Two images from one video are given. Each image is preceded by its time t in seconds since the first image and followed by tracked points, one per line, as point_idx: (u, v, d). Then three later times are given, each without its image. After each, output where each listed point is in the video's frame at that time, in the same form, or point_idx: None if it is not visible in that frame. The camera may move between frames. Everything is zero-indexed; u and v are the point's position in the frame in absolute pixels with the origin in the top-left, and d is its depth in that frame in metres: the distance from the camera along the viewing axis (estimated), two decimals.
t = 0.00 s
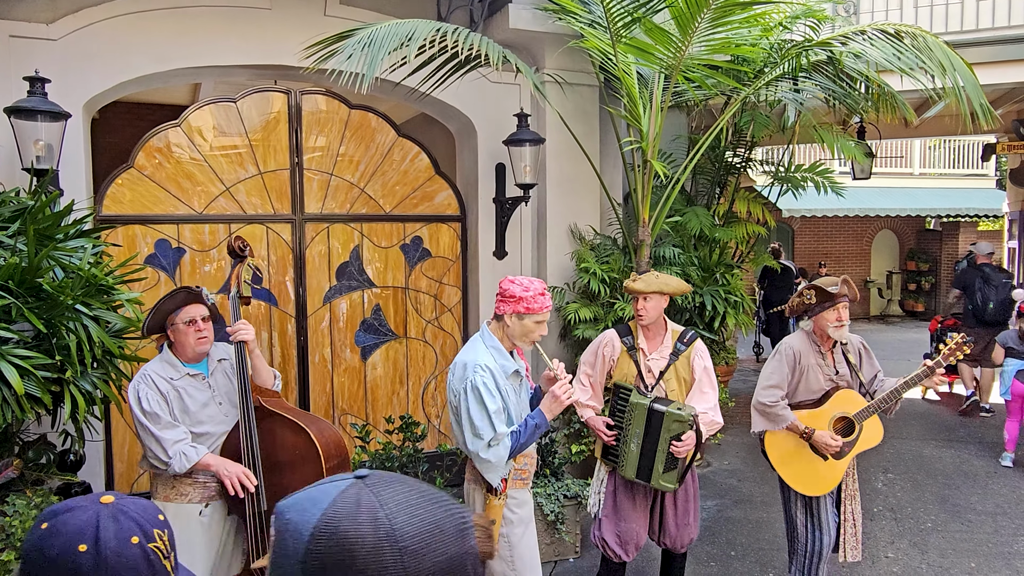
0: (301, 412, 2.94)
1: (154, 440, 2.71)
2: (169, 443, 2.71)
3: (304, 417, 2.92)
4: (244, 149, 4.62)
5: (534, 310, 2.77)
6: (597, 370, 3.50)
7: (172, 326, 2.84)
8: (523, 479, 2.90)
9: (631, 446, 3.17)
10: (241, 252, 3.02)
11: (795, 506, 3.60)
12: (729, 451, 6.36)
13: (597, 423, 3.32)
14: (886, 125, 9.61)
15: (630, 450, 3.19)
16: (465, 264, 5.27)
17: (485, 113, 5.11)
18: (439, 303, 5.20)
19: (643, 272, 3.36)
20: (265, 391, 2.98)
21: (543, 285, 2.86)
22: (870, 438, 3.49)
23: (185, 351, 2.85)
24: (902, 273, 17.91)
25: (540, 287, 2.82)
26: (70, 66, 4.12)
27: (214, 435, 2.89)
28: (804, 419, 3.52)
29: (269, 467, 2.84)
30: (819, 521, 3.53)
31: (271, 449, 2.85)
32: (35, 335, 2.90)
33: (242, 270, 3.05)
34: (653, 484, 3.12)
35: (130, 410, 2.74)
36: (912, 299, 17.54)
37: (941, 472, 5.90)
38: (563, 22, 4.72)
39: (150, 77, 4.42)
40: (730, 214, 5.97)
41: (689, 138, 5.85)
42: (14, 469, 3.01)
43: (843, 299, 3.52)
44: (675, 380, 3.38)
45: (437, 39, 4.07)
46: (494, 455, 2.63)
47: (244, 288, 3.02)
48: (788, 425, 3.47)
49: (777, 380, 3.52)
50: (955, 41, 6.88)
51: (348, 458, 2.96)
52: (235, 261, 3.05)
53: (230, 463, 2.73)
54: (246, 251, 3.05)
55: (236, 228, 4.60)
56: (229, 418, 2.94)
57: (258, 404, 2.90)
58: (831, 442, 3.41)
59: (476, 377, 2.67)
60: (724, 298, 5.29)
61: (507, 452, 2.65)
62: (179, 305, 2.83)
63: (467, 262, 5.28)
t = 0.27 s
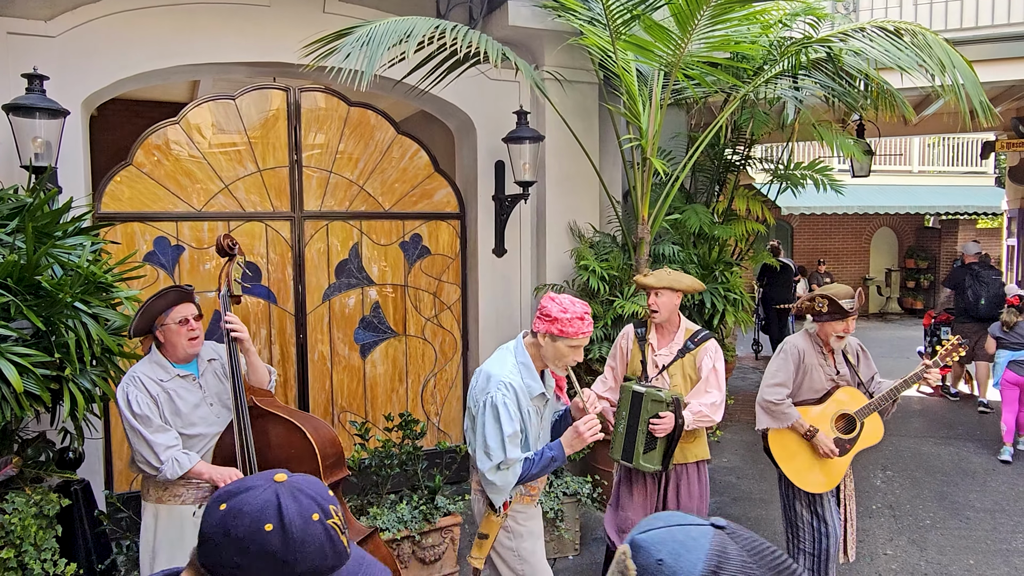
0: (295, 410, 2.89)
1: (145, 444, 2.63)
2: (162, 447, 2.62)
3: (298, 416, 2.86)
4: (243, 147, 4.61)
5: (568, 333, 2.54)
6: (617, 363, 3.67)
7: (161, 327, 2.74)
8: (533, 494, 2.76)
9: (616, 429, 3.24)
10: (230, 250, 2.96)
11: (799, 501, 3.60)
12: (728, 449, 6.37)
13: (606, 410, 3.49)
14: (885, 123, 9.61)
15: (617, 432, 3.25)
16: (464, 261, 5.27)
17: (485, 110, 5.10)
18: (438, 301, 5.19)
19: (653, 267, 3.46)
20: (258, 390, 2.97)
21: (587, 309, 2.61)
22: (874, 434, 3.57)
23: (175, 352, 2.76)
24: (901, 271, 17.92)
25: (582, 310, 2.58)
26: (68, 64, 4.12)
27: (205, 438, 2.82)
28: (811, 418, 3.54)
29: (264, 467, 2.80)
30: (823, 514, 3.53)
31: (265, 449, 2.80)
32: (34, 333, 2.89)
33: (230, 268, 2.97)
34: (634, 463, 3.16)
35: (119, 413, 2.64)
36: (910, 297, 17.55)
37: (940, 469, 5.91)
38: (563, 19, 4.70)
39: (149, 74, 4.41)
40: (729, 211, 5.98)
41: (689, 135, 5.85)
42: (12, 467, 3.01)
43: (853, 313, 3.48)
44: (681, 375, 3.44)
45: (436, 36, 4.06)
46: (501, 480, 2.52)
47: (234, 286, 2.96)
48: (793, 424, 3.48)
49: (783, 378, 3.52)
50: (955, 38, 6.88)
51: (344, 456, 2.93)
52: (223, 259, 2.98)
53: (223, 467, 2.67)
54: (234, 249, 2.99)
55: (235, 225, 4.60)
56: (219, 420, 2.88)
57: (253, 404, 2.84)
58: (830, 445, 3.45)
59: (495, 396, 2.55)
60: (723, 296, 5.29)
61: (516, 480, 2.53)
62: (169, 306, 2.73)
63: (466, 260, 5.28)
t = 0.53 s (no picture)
0: (290, 410, 2.88)
1: (139, 448, 2.62)
2: (156, 451, 2.61)
3: (294, 415, 2.86)
4: (242, 145, 4.61)
5: (571, 342, 2.36)
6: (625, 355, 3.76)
7: (155, 328, 2.72)
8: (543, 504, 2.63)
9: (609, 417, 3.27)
10: (221, 249, 2.96)
11: (795, 493, 3.63)
12: (728, 447, 6.38)
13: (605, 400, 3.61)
14: (884, 121, 9.61)
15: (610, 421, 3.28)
16: (463, 259, 5.27)
17: (484, 108, 5.10)
18: (437, 299, 5.19)
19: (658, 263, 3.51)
20: (254, 386, 2.97)
21: (597, 315, 2.40)
22: (870, 426, 3.66)
23: (171, 352, 2.75)
24: (900, 269, 17.92)
25: (589, 317, 2.39)
26: (67, 62, 4.11)
27: (201, 438, 2.81)
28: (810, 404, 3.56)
29: (261, 468, 2.79)
30: (818, 506, 3.57)
31: (261, 449, 2.80)
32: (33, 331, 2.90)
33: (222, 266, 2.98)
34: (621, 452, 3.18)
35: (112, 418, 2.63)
36: (909, 295, 17.56)
37: (939, 467, 5.91)
38: (561, 17, 4.69)
39: (147, 73, 4.40)
40: (728, 210, 5.98)
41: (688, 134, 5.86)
42: (12, 465, 3.01)
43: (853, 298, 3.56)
44: (678, 370, 3.50)
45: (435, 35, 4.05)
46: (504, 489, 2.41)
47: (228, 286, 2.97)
48: (797, 413, 3.48)
49: (786, 368, 3.53)
50: (953, 37, 6.88)
51: (340, 455, 2.93)
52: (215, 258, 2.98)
53: (220, 468, 2.67)
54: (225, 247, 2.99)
55: (235, 224, 4.59)
56: (214, 420, 2.87)
57: (248, 403, 2.82)
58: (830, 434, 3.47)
59: (500, 401, 2.48)
60: (722, 293, 5.30)
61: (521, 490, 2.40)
62: (162, 306, 2.71)
63: (466, 258, 5.28)
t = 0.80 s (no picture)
0: (286, 409, 2.87)
1: (124, 453, 2.60)
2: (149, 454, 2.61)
3: (291, 415, 2.85)
4: (241, 143, 4.60)
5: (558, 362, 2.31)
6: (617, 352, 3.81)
7: (146, 333, 2.70)
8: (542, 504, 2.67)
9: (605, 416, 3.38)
10: (215, 248, 2.89)
11: (794, 488, 3.65)
12: (726, 445, 6.38)
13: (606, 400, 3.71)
14: (882, 120, 9.62)
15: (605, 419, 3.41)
16: (462, 258, 5.27)
17: (482, 107, 5.10)
18: (436, 298, 5.19)
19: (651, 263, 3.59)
20: (250, 388, 2.93)
21: (585, 333, 2.32)
22: (863, 428, 3.67)
23: (163, 355, 2.73)
24: (899, 268, 17.91)
25: (575, 334, 2.31)
26: (65, 60, 4.10)
27: (197, 441, 2.81)
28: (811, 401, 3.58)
29: (257, 468, 2.79)
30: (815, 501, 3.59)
31: (258, 448, 2.79)
32: (32, 330, 2.89)
33: (217, 266, 2.92)
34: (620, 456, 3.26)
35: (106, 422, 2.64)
36: (907, 294, 17.57)
37: (937, 465, 5.92)
38: (560, 16, 4.69)
39: (146, 71, 4.40)
40: (726, 208, 5.98)
41: (687, 132, 5.86)
42: (11, 464, 3.01)
43: (854, 303, 3.56)
44: (669, 368, 3.56)
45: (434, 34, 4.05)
46: (488, 497, 2.44)
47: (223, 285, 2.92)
48: (800, 407, 3.51)
49: (789, 362, 3.54)
50: (951, 36, 6.88)
51: (338, 455, 2.90)
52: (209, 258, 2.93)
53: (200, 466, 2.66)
54: (220, 247, 2.93)
55: (233, 222, 4.59)
56: (211, 421, 2.87)
57: (245, 406, 2.83)
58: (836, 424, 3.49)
59: (490, 407, 2.53)
60: (721, 292, 5.30)
61: (503, 497, 2.41)
62: (151, 311, 2.70)
63: (465, 257, 5.28)
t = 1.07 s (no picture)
0: (283, 409, 2.87)
1: (124, 458, 2.60)
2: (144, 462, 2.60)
3: (288, 414, 2.86)
4: (239, 143, 4.60)
5: (535, 341, 2.42)
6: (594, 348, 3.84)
7: (138, 336, 2.66)
8: (542, 495, 2.72)
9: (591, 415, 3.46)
10: (210, 247, 2.89)
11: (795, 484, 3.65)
12: (725, 444, 6.39)
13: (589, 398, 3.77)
14: (881, 119, 9.62)
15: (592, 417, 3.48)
16: (461, 258, 5.27)
17: (480, 106, 5.09)
18: (434, 297, 5.19)
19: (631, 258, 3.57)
20: (246, 388, 2.90)
21: (558, 312, 2.42)
22: (864, 417, 3.74)
23: (157, 359, 2.70)
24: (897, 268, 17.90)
25: (547, 313, 2.42)
26: (62, 59, 4.10)
27: (193, 443, 2.78)
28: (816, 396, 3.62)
29: (254, 468, 2.79)
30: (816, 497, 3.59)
31: (255, 448, 2.79)
32: (30, 330, 2.89)
33: (213, 266, 2.92)
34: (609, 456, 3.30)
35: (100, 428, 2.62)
36: (906, 293, 17.58)
37: (935, 464, 5.93)
38: (559, 15, 4.68)
39: (144, 70, 4.39)
40: (725, 207, 5.97)
41: (685, 132, 5.87)
42: (8, 464, 3.00)
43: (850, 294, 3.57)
44: (648, 363, 3.59)
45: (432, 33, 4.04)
46: (480, 478, 2.57)
47: (218, 284, 2.91)
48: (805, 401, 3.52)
49: (795, 356, 3.54)
50: (950, 35, 6.88)
51: (335, 454, 2.91)
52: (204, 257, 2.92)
53: (209, 463, 2.69)
54: (215, 246, 2.92)
55: (231, 222, 4.58)
56: (206, 423, 2.84)
57: (242, 405, 2.81)
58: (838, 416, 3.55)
59: (477, 392, 2.66)
60: (719, 291, 5.27)
61: (492, 478, 2.54)
62: (143, 314, 2.65)
63: (463, 256, 5.28)
